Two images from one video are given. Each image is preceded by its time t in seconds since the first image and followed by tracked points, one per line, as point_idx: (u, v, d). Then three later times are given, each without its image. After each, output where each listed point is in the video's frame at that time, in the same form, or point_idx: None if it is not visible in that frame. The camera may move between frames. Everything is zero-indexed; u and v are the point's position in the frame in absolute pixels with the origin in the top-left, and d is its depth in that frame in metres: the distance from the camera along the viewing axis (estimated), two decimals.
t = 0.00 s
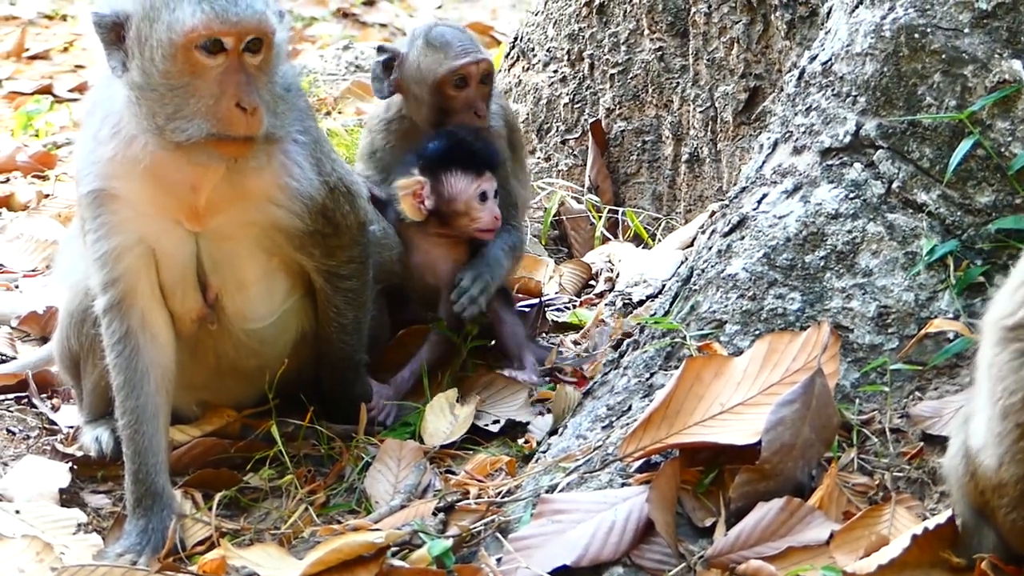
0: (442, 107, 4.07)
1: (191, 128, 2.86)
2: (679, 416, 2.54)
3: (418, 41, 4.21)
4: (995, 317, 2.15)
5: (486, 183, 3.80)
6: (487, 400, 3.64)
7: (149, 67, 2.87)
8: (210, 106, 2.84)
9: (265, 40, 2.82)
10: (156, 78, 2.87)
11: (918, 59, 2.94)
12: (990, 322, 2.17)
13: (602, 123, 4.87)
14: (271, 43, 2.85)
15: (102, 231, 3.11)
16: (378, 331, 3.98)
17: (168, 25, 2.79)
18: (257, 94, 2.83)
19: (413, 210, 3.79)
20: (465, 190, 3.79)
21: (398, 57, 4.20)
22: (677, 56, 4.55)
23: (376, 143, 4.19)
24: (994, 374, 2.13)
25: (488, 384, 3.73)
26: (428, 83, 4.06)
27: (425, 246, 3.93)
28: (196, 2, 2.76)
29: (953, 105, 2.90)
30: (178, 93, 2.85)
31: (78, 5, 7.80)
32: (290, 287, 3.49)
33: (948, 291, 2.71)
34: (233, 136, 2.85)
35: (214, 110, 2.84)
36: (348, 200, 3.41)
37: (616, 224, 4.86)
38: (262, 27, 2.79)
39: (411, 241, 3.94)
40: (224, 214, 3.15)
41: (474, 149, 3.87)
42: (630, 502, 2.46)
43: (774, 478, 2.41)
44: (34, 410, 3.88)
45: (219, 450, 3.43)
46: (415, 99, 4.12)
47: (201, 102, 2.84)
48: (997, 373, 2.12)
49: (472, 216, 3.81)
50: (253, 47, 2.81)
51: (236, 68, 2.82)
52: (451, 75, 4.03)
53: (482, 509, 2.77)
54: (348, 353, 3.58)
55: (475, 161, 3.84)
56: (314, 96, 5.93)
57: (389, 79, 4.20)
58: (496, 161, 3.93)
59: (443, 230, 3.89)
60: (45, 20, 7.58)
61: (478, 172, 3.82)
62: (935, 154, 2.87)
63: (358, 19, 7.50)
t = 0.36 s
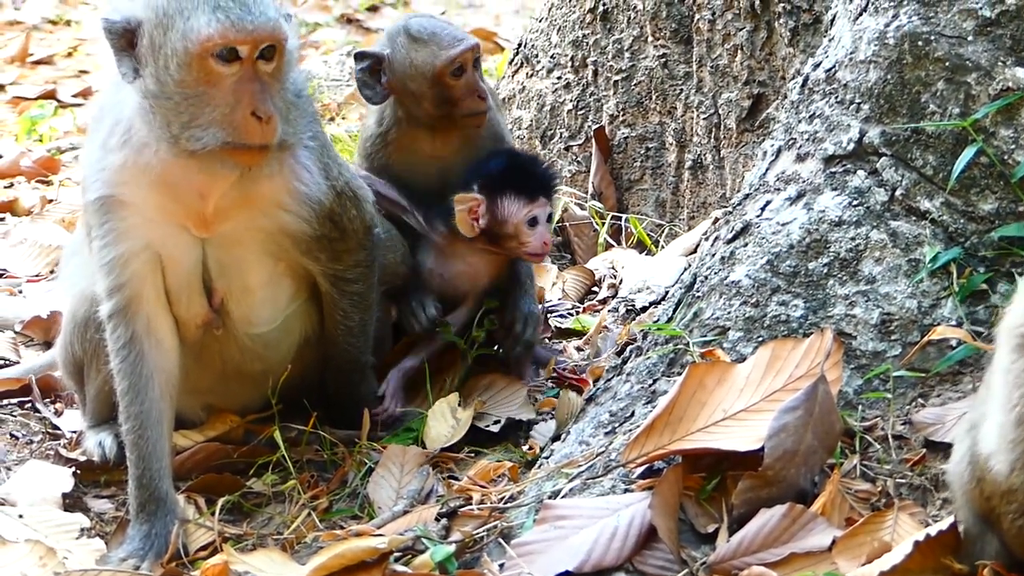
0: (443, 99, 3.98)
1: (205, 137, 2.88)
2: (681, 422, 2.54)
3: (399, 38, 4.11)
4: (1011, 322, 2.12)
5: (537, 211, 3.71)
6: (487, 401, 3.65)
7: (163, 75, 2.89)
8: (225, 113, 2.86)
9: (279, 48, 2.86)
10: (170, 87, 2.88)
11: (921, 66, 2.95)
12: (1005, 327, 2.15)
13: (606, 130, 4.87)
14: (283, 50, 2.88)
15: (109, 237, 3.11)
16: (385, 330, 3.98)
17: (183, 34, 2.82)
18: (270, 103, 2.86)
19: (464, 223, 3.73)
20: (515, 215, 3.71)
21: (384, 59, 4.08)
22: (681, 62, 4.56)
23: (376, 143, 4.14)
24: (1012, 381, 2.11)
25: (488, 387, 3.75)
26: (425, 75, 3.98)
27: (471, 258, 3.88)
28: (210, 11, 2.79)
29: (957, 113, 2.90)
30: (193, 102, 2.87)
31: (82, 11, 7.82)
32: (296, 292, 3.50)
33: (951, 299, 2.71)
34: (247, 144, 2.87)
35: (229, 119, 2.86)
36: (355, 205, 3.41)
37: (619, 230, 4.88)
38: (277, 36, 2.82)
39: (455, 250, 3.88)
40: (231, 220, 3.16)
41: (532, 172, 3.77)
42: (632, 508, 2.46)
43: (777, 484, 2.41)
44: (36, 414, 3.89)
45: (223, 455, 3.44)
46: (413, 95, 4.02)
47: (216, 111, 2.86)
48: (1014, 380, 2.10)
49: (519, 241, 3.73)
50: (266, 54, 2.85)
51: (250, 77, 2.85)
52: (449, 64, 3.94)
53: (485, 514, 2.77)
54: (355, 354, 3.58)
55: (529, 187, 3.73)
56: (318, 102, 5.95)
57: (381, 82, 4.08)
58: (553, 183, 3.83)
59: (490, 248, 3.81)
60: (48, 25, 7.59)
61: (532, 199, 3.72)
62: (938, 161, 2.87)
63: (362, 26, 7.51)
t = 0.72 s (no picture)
0: (475, 84, 3.91)
1: (207, 152, 2.89)
2: (681, 435, 2.54)
3: (431, 20, 4.02)
4: (1010, 340, 2.10)
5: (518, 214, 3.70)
6: (487, 414, 3.64)
7: (163, 90, 2.89)
8: (227, 129, 2.87)
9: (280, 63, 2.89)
10: (171, 102, 2.89)
11: (922, 79, 2.96)
12: (1004, 343, 2.13)
13: (607, 142, 4.90)
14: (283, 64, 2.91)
15: (108, 251, 3.11)
16: (385, 345, 3.96)
17: (184, 50, 2.83)
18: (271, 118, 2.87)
19: (449, 248, 3.64)
20: (498, 222, 3.69)
21: (413, 40, 3.94)
22: (682, 75, 4.57)
23: (396, 131, 3.95)
24: (1012, 397, 2.09)
25: (488, 401, 3.75)
26: (460, 59, 3.90)
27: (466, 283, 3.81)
28: (211, 29, 2.81)
29: (957, 125, 2.91)
30: (195, 117, 2.88)
31: (83, 23, 7.84)
32: (296, 303, 3.50)
33: (952, 311, 2.71)
34: (248, 158, 2.88)
35: (231, 134, 2.87)
36: (354, 214, 3.42)
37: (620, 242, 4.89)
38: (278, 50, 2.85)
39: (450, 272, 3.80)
40: (231, 233, 3.17)
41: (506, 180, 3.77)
42: (632, 520, 2.46)
43: (777, 497, 2.40)
44: (37, 426, 3.89)
45: (223, 467, 3.44)
46: (443, 79, 3.91)
47: (218, 126, 2.87)
48: (1014, 397, 2.08)
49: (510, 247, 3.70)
50: (267, 69, 2.87)
51: (252, 92, 2.87)
52: (485, 49, 3.90)
53: (485, 526, 2.77)
54: (356, 365, 3.57)
55: (504, 191, 3.74)
56: (319, 114, 5.96)
57: (411, 64, 3.92)
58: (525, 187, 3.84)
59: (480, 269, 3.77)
60: (50, 36, 7.60)
61: (510, 204, 3.72)
62: (938, 173, 2.88)
63: (364, 37, 7.51)
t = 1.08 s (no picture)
0: (476, 113, 3.92)
1: (208, 164, 2.92)
2: (679, 445, 2.54)
3: (428, 52, 4.03)
4: (1005, 351, 2.11)
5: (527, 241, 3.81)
6: (485, 424, 3.66)
7: (164, 103, 2.91)
8: (228, 142, 2.89)
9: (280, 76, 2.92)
10: (172, 115, 2.91)
11: (918, 90, 2.97)
12: (998, 354, 2.14)
13: (605, 153, 4.90)
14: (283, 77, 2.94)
15: (108, 263, 3.12)
16: (383, 358, 3.96)
17: (184, 63, 2.86)
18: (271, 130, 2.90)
19: (460, 274, 3.79)
20: (507, 248, 3.80)
21: (413, 73, 3.93)
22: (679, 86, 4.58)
23: (396, 161, 3.92)
24: (1006, 408, 2.10)
25: (486, 411, 3.76)
26: (461, 89, 3.91)
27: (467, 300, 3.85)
28: (212, 42, 2.84)
29: (954, 136, 2.92)
30: (195, 130, 2.90)
31: (82, 35, 7.85)
32: (296, 316, 3.51)
33: (948, 321, 2.72)
34: (250, 171, 2.91)
35: (233, 148, 2.89)
36: (354, 226, 3.43)
37: (618, 253, 4.90)
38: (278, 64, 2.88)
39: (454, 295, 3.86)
40: (231, 245, 3.18)
41: (513, 208, 3.88)
42: (631, 530, 2.46)
43: (775, 506, 2.41)
44: (37, 438, 3.90)
45: (222, 478, 3.44)
46: (444, 110, 3.92)
47: (220, 139, 2.89)
48: (1008, 408, 2.09)
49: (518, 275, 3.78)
50: (267, 82, 2.90)
51: (253, 105, 2.89)
52: (484, 75, 3.92)
53: (484, 537, 2.78)
54: (355, 377, 3.58)
55: (513, 219, 3.86)
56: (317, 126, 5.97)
57: (411, 97, 3.91)
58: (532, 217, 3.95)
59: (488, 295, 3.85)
60: (49, 49, 7.58)
61: (518, 232, 3.83)
62: (935, 184, 2.89)
63: (362, 49, 7.52)
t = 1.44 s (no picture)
0: (472, 140, 3.87)
1: (204, 182, 2.92)
2: (674, 460, 2.54)
3: (438, 71, 3.98)
4: (999, 370, 2.09)
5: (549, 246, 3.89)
6: (482, 443, 3.66)
7: (161, 120, 2.93)
8: (224, 160, 2.90)
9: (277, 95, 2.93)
10: (168, 132, 2.92)
11: (913, 106, 2.99)
12: (992, 374, 2.13)
13: (600, 169, 4.92)
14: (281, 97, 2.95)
15: (105, 278, 3.13)
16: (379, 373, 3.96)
17: (182, 81, 2.87)
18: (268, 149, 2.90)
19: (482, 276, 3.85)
20: (530, 252, 3.87)
21: (421, 88, 3.94)
22: (675, 102, 4.60)
23: (407, 182, 3.94)
24: (999, 427, 2.08)
25: (483, 429, 3.76)
26: (457, 114, 3.86)
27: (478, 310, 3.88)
28: (210, 61, 2.86)
29: (948, 152, 2.94)
30: (191, 148, 2.91)
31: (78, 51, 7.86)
32: (293, 331, 3.52)
33: (943, 337, 2.72)
34: (245, 189, 2.91)
35: (228, 167, 2.90)
36: (350, 242, 3.45)
37: (614, 268, 4.91)
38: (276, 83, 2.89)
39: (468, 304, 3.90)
40: (229, 262, 3.19)
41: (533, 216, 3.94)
42: (626, 545, 2.46)
43: (770, 521, 2.41)
44: (33, 453, 3.89)
45: (217, 494, 3.44)
46: (442, 132, 3.90)
47: (216, 157, 2.90)
48: (1002, 426, 2.08)
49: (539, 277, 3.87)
50: (265, 101, 2.91)
51: (250, 124, 2.90)
52: (480, 105, 3.84)
53: (479, 551, 2.78)
54: (350, 394, 3.58)
55: (536, 225, 3.91)
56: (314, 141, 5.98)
57: (415, 112, 3.93)
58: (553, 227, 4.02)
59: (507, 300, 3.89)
60: (46, 65, 7.56)
61: (541, 237, 3.90)
62: (929, 201, 2.90)
63: (358, 64, 7.54)
